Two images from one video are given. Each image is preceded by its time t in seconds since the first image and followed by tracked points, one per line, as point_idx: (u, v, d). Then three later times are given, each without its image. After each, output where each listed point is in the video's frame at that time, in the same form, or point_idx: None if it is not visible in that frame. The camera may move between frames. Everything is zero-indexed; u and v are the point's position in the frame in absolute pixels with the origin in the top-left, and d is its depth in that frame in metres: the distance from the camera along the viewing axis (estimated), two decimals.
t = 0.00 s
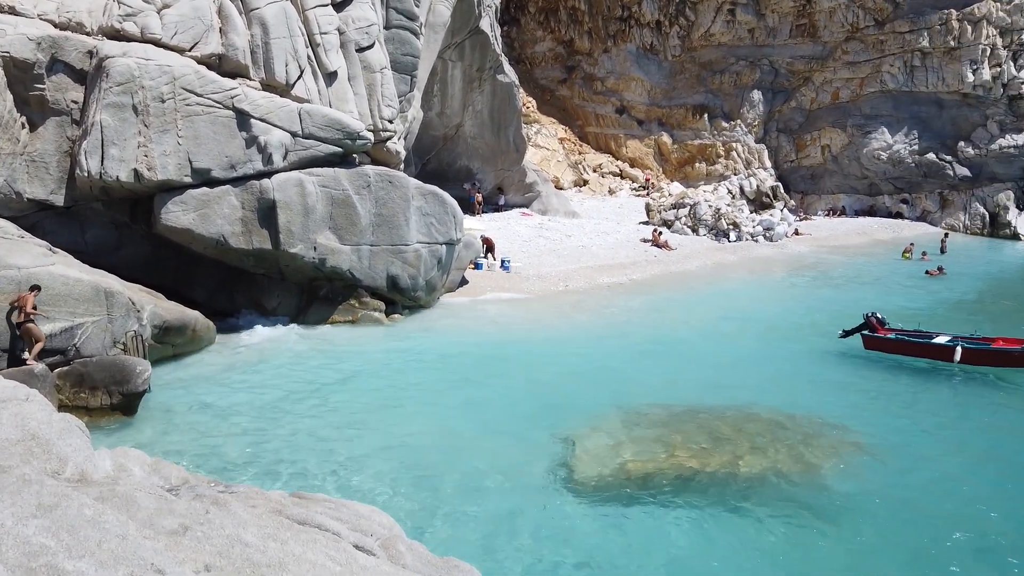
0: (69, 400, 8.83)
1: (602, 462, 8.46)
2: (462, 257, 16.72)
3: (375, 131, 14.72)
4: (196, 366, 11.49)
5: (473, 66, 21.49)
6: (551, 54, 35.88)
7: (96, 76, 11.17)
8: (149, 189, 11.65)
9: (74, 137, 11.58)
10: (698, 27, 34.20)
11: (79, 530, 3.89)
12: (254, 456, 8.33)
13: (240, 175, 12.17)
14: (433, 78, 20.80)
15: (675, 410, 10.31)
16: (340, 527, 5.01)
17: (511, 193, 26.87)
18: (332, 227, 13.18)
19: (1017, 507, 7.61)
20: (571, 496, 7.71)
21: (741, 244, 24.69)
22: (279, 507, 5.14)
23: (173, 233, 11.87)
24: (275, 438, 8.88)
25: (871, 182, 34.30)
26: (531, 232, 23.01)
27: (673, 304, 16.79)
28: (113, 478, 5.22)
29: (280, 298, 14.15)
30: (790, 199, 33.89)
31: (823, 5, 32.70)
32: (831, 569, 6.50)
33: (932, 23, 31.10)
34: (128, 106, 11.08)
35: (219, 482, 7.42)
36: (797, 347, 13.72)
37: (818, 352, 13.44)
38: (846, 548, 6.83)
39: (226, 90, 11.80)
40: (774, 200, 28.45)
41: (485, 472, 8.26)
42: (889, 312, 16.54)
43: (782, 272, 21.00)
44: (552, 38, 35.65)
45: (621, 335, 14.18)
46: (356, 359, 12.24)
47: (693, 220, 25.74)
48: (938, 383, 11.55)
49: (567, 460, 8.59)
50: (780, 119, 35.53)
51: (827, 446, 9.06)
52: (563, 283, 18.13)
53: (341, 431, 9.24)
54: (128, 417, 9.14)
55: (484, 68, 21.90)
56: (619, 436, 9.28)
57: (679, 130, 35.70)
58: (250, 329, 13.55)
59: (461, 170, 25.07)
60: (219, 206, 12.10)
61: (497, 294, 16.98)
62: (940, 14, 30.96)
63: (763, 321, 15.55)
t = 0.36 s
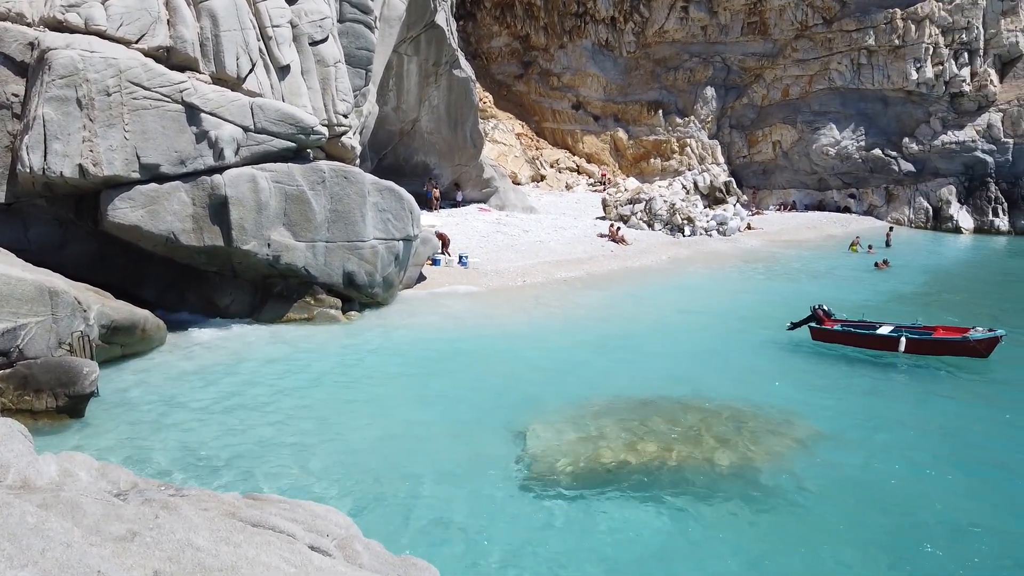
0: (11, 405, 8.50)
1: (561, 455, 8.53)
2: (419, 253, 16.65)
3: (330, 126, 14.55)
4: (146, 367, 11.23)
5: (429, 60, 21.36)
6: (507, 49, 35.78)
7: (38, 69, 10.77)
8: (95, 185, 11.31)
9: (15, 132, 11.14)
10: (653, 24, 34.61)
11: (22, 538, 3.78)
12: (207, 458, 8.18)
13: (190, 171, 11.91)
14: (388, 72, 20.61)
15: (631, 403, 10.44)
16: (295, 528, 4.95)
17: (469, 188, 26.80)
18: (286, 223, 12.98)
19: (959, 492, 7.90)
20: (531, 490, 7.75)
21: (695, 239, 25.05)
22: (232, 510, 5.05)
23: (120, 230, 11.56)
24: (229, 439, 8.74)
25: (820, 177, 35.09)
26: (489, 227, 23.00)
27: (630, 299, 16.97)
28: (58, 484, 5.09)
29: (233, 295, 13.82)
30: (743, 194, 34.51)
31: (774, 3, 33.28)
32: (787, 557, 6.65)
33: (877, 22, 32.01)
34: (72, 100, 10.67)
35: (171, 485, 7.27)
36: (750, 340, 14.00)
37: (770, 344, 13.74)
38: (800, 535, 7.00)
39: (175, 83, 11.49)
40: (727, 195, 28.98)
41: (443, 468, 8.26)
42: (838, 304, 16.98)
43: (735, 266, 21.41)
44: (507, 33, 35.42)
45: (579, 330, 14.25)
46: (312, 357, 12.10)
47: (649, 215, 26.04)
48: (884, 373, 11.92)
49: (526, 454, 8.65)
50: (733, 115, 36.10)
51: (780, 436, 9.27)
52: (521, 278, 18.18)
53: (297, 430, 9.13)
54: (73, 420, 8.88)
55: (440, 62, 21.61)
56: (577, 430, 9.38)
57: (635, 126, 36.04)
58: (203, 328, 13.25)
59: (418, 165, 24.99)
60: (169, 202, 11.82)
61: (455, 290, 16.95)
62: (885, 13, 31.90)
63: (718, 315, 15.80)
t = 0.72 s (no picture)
0: None
1: (520, 449, 8.59)
2: (375, 249, 16.51)
3: (282, 121, 14.31)
4: (93, 368, 10.92)
5: (382, 54, 21.16)
6: (462, 43, 35.76)
7: None
8: (36, 181, 10.93)
9: None
10: (606, 19, 34.80)
11: None
12: (158, 461, 8.01)
13: (136, 166, 11.61)
14: (341, 65, 20.38)
15: (588, 396, 10.56)
16: (248, 530, 4.88)
17: (425, 183, 26.63)
18: (237, 219, 12.74)
19: (903, 474, 8.20)
20: (491, 484, 7.79)
21: (650, 233, 25.37)
22: (182, 514, 4.96)
23: (64, 227, 11.21)
24: (181, 440, 8.58)
25: (770, 171, 35.77)
26: (445, 222, 22.90)
27: (587, 293, 17.09)
28: None
29: (184, 293, 13.49)
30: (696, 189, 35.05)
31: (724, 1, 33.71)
32: (743, 544, 6.81)
33: (824, 19, 32.69)
34: (11, 93, 10.17)
35: (120, 490, 7.09)
36: (703, 332, 14.25)
37: (722, 336, 14.01)
38: (755, 523, 7.17)
39: (120, 76, 11.13)
40: (680, 190, 29.48)
41: (401, 465, 8.25)
42: (788, 296, 17.38)
43: (689, 260, 21.75)
44: (462, 27, 35.46)
45: (538, 325, 14.31)
46: (266, 356, 11.93)
47: (604, 210, 26.26)
48: (832, 362, 12.26)
49: (485, 448, 8.69)
50: (686, 111, 36.60)
51: (733, 426, 9.47)
52: (478, 273, 18.17)
53: (251, 430, 9.00)
54: (17, 425, 8.58)
55: (394, 56, 21.50)
56: (536, 423, 9.45)
57: (590, 121, 36.35)
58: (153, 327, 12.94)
59: (373, 160, 24.75)
60: (114, 198, 11.50)
61: (412, 285, 16.86)
62: (831, 11, 32.58)
63: (673, 308, 16.03)
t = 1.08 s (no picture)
0: None
1: (488, 449, 8.60)
2: (340, 248, 16.37)
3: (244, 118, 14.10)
4: (50, 371, 10.66)
5: (346, 51, 20.97)
6: (427, 40, 35.57)
7: None
8: None
9: None
10: (571, 18, 34.86)
11: None
12: (119, 466, 7.86)
13: (93, 164, 11.35)
14: (304, 62, 20.15)
15: (555, 393, 10.61)
16: (211, 536, 4.81)
17: (390, 181, 26.46)
18: (198, 218, 12.54)
19: (863, 467, 8.40)
20: (460, 485, 7.78)
21: (615, 231, 25.55)
22: (143, 521, 4.87)
23: (17, 226, 10.90)
24: (141, 445, 8.43)
25: (733, 169, 36.22)
26: (411, 221, 22.78)
27: (553, 291, 17.14)
28: None
29: (144, 294, 13.19)
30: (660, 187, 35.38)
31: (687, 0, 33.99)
32: (709, 540, 6.91)
33: (784, 20, 33.17)
34: None
35: (79, 497, 6.94)
36: (668, 329, 14.41)
37: (686, 332, 14.18)
38: (721, 519, 7.28)
39: (75, 72, 10.84)
40: (645, 188, 29.55)
41: (367, 466, 8.20)
42: (751, 292, 17.65)
43: (654, 257, 21.96)
44: (426, 24, 35.26)
45: (505, 324, 14.32)
46: (230, 357, 11.76)
47: (570, 208, 26.37)
48: (794, 358, 12.48)
49: (453, 448, 8.69)
50: (650, 109, 36.92)
51: (697, 422, 9.59)
52: (444, 271, 18.13)
53: (215, 433, 8.88)
54: None
55: (358, 53, 21.31)
56: (504, 422, 9.46)
57: (555, 119, 36.47)
58: (111, 330, 12.66)
59: (337, 158, 24.51)
60: (70, 196, 11.23)
61: (378, 284, 16.76)
62: (791, 12, 33.06)
63: (639, 305, 16.18)
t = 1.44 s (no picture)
0: None
1: (463, 450, 8.59)
2: (312, 249, 16.24)
3: (213, 117, 13.93)
4: (14, 376, 10.44)
5: (317, 51, 20.82)
6: (399, 40, 35.43)
7: None
8: None
9: None
10: (543, 18, 34.95)
11: None
12: (87, 474, 7.73)
13: (58, 164, 11.13)
14: (275, 61, 19.98)
15: (530, 393, 10.64)
16: (182, 544, 4.75)
17: (362, 181, 26.35)
18: (167, 220, 12.35)
19: (834, 465, 8.51)
20: (436, 488, 7.76)
21: (588, 231, 25.66)
22: (111, 530, 4.79)
23: None
24: (110, 451, 8.30)
25: (704, 170, 36.58)
26: (383, 221, 22.66)
27: (527, 291, 17.16)
28: None
29: (111, 297, 12.91)
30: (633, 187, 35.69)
31: (657, 2, 34.22)
32: (683, 540, 6.96)
33: (753, 22, 33.54)
34: None
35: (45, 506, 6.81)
36: (641, 328, 14.50)
37: (658, 331, 14.31)
38: (695, 518, 7.34)
39: (39, 71, 10.68)
40: (617, 189, 29.70)
41: (341, 469, 8.16)
42: (722, 292, 17.85)
43: (627, 257, 22.11)
44: (398, 24, 35.11)
45: (479, 324, 14.32)
46: (200, 361, 11.62)
47: (544, 208, 26.44)
48: (763, 356, 12.64)
49: (428, 450, 8.66)
50: (622, 110, 37.14)
51: (670, 421, 9.67)
52: (418, 272, 18.08)
53: (186, 439, 8.77)
54: None
55: (329, 53, 21.16)
56: (479, 423, 9.47)
57: (528, 120, 36.56)
58: (77, 334, 12.39)
59: (308, 158, 24.31)
60: (34, 198, 10.98)
61: (351, 285, 16.65)
62: (760, 14, 33.44)
63: (611, 305, 16.28)
